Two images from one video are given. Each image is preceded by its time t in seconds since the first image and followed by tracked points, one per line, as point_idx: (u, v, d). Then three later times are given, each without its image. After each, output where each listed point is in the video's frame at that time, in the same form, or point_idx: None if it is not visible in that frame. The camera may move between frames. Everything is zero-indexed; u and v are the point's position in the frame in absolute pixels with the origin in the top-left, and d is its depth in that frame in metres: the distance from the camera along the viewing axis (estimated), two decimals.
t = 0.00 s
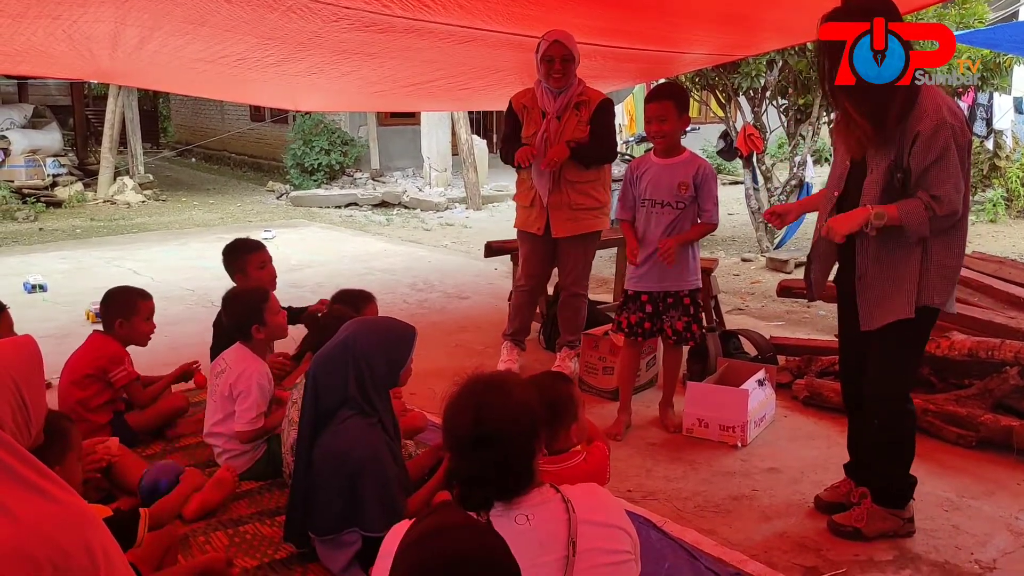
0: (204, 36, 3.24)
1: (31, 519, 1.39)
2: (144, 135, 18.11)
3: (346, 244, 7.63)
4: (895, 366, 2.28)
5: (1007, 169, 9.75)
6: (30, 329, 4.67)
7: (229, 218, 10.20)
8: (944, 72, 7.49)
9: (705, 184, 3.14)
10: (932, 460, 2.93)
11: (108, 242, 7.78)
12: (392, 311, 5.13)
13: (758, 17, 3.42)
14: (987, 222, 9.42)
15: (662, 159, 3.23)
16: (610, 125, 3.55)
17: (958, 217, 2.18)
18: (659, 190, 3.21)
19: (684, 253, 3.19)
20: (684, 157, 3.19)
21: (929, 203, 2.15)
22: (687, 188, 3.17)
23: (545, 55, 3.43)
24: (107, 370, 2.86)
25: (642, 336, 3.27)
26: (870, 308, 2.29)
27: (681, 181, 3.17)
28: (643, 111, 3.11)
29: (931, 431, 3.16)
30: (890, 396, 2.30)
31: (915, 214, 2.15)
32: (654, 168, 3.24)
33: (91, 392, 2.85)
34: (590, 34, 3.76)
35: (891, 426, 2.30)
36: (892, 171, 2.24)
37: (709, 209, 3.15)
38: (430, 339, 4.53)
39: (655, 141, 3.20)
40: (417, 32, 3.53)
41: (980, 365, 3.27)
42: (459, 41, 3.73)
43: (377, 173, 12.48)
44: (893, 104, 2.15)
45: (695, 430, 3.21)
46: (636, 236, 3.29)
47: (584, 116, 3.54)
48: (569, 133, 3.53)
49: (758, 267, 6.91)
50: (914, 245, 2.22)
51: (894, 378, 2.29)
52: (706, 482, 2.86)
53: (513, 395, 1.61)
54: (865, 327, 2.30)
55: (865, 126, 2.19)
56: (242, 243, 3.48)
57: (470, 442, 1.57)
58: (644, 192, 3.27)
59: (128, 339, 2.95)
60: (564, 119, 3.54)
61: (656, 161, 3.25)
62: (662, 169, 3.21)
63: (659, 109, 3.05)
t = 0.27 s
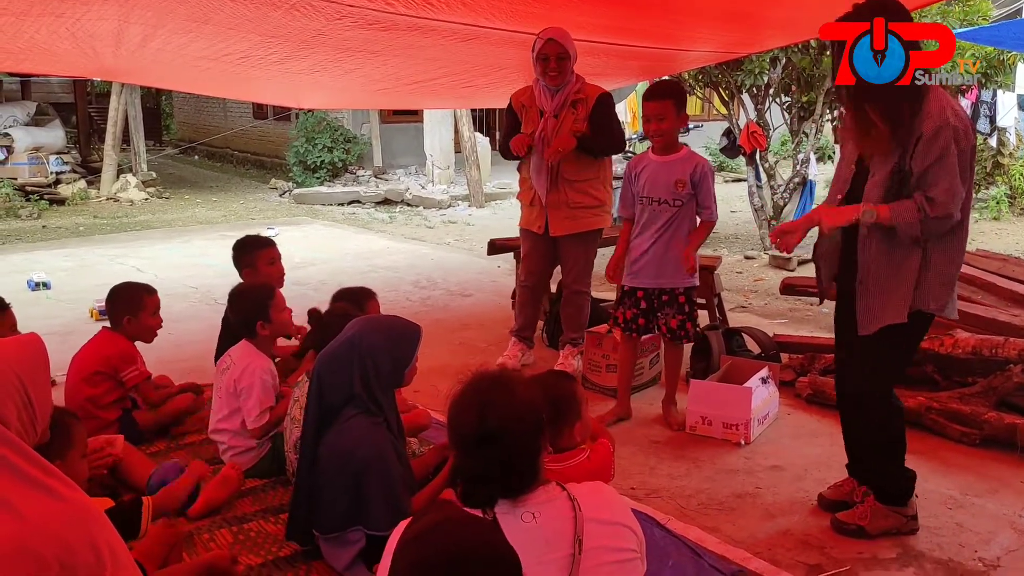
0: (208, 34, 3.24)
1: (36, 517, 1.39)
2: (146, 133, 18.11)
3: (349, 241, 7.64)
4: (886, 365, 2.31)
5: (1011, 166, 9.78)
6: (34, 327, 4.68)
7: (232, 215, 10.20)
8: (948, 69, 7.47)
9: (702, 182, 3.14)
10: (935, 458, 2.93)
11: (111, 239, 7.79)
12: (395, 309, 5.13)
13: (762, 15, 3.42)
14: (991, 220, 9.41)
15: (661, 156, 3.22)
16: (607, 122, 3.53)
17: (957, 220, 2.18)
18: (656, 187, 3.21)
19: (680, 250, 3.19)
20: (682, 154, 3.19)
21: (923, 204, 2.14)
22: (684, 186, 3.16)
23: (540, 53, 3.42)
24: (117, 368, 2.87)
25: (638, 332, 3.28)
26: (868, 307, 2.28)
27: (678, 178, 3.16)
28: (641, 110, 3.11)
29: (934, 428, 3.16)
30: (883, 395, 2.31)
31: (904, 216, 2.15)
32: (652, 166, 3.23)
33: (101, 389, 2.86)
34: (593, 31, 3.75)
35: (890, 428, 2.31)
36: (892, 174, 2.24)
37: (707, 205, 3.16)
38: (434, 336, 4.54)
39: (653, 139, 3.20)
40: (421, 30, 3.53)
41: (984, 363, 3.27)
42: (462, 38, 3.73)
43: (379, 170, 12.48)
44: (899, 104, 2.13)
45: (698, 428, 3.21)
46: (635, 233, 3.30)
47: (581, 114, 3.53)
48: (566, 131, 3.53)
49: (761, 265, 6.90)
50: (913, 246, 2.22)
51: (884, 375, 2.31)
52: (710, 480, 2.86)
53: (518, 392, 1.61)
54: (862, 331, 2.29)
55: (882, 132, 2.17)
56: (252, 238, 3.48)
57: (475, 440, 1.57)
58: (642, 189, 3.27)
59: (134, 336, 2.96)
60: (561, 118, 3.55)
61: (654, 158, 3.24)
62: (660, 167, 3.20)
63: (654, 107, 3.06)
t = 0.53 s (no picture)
0: (211, 31, 3.24)
1: (41, 514, 1.40)
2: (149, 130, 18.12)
3: (351, 239, 7.64)
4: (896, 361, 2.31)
5: (1014, 164, 9.77)
6: (38, 323, 4.68)
7: (235, 212, 10.21)
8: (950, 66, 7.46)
9: (689, 177, 3.13)
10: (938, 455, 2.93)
11: (113, 236, 7.80)
12: (398, 306, 5.14)
13: (765, 12, 3.41)
14: (994, 217, 9.40)
15: (647, 153, 3.23)
16: (603, 122, 3.52)
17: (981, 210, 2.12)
18: (644, 183, 3.21)
19: (668, 248, 3.20)
20: (669, 151, 3.19)
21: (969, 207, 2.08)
22: (670, 182, 3.15)
23: (537, 53, 3.41)
24: (121, 367, 2.87)
25: (627, 326, 3.31)
26: (898, 308, 2.27)
27: (665, 175, 3.16)
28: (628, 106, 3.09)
29: (937, 426, 3.16)
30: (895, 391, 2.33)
31: (947, 205, 1.98)
32: (640, 162, 3.23)
33: (105, 387, 2.87)
34: (596, 29, 3.75)
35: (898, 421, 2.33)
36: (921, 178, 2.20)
37: (694, 203, 3.16)
38: (437, 334, 4.54)
39: (640, 135, 3.19)
40: (424, 27, 3.53)
41: (987, 360, 3.27)
42: (465, 36, 3.72)
43: (381, 168, 12.48)
44: (929, 103, 2.09)
45: (701, 425, 3.21)
46: (625, 229, 3.31)
47: (578, 115, 3.55)
48: (563, 132, 3.56)
49: (764, 262, 6.90)
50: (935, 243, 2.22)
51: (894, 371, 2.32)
52: (713, 477, 2.87)
53: (523, 389, 1.61)
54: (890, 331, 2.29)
55: (905, 137, 2.14)
56: (255, 238, 3.49)
57: (480, 436, 1.57)
58: (630, 186, 3.27)
59: (139, 333, 2.96)
60: (558, 118, 3.57)
61: (643, 155, 3.24)
62: (648, 163, 3.20)
63: (641, 104, 3.04)
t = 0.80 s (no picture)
0: (214, 30, 3.24)
1: (46, 511, 1.40)
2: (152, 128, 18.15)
3: (353, 237, 7.65)
4: (982, 370, 2.16)
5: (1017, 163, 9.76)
6: (42, 322, 4.69)
7: (237, 211, 10.22)
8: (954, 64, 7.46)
9: (660, 180, 3.16)
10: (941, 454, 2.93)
11: (117, 235, 7.82)
12: (401, 304, 5.15)
13: (768, 11, 3.41)
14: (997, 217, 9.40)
15: (621, 150, 3.23)
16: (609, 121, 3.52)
17: None
18: (615, 181, 3.23)
19: (637, 247, 3.23)
20: (643, 151, 3.20)
21: None
22: (641, 183, 3.18)
23: (538, 51, 3.36)
24: (124, 366, 2.88)
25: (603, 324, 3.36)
26: (961, 322, 2.14)
27: (637, 175, 3.18)
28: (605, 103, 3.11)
29: (940, 424, 3.16)
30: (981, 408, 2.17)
31: None
32: (612, 159, 3.24)
33: (108, 386, 2.87)
34: (598, 28, 3.75)
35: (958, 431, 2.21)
36: (973, 193, 2.12)
37: (662, 202, 3.17)
38: (440, 332, 4.55)
39: (614, 134, 3.18)
40: (427, 27, 3.53)
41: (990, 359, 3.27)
42: (468, 35, 3.73)
43: (384, 166, 12.49)
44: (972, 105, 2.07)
45: (703, 423, 3.22)
46: (596, 225, 3.34)
47: (586, 113, 3.55)
48: (570, 129, 3.57)
49: (766, 261, 6.90)
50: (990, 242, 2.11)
51: (978, 383, 2.17)
52: (716, 475, 2.87)
53: (526, 387, 1.62)
54: (964, 344, 2.15)
55: (943, 139, 2.10)
56: (260, 235, 3.50)
57: (485, 431, 1.58)
58: (602, 180, 3.28)
59: (140, 331, 2.97)
60: (565, 116, 3.56)
61: (615, 153, 3.25)
62: (621, 162, 3.21)
63: (617, 104, 3.05)
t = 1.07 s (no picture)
0: (215, 27, 3.24)
1: (45, 508, 1.40)
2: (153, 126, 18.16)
3: (354, 235, 7.65)
4: None
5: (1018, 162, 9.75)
6: (43, 319, 4.70)
7: (238, 209, 10.22)
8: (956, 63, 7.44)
9: (643, 173, 3.15)
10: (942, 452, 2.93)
11: (117, 232, 7.82)
12: (401, 302, 5.15)
13: (769, 9, 3.41)
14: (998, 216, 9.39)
15: (605, 145, 3.24)
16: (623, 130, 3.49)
17: None
18: (599, 174, 3.23)
19: (622, 241, 3.25)
20: (626, 145, 3.20)
21: None
22: (624, 175, 3.18)
23: (555, 54, 3.35)
24: (120, 366, 2.88)
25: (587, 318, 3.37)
26: None
27: (619, 169, 3.18)
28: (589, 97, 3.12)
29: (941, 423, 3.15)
30: None
31: None
32: (596, 154, 3.26)
33: (105, 386, 2.87)
34: (599, 25, 3.75)
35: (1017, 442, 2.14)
36: None
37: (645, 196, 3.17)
38: (440, 330, 4.55)
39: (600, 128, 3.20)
40: (427, 24, 3.53)
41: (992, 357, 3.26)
42: (468, 33, 3.72)
43: (385, 164, 12.49)
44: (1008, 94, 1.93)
45: (704, 422, 3.22)
46: (580, 219, 3.35)
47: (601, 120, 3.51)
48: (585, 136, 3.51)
49: (768, 259, 6.89)
50: None
51: None
52: (716, 473, 2.86)
53: (525, 383, 1.63)
54: None
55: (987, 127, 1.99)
56: (270, 234, 3.50)
57: (484, 428, 1.59)
58: (586, 174, 3.29)
59: (137, 330, 2.97)
60: (580, 122, 3.51)
61: (599, 147, 3.26)
62: (604, 155, 3.22)
63: (601, 97, 3.07)
